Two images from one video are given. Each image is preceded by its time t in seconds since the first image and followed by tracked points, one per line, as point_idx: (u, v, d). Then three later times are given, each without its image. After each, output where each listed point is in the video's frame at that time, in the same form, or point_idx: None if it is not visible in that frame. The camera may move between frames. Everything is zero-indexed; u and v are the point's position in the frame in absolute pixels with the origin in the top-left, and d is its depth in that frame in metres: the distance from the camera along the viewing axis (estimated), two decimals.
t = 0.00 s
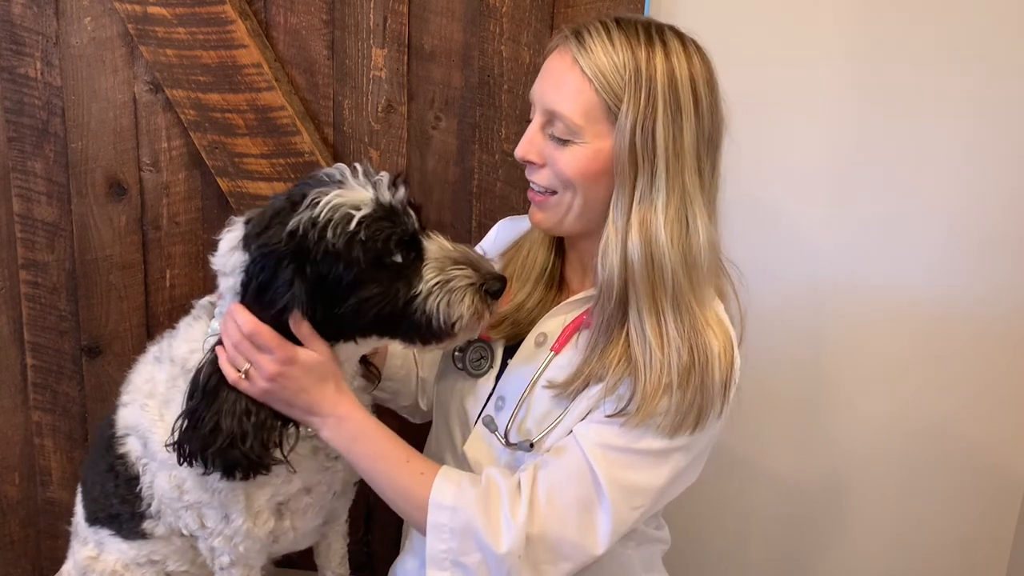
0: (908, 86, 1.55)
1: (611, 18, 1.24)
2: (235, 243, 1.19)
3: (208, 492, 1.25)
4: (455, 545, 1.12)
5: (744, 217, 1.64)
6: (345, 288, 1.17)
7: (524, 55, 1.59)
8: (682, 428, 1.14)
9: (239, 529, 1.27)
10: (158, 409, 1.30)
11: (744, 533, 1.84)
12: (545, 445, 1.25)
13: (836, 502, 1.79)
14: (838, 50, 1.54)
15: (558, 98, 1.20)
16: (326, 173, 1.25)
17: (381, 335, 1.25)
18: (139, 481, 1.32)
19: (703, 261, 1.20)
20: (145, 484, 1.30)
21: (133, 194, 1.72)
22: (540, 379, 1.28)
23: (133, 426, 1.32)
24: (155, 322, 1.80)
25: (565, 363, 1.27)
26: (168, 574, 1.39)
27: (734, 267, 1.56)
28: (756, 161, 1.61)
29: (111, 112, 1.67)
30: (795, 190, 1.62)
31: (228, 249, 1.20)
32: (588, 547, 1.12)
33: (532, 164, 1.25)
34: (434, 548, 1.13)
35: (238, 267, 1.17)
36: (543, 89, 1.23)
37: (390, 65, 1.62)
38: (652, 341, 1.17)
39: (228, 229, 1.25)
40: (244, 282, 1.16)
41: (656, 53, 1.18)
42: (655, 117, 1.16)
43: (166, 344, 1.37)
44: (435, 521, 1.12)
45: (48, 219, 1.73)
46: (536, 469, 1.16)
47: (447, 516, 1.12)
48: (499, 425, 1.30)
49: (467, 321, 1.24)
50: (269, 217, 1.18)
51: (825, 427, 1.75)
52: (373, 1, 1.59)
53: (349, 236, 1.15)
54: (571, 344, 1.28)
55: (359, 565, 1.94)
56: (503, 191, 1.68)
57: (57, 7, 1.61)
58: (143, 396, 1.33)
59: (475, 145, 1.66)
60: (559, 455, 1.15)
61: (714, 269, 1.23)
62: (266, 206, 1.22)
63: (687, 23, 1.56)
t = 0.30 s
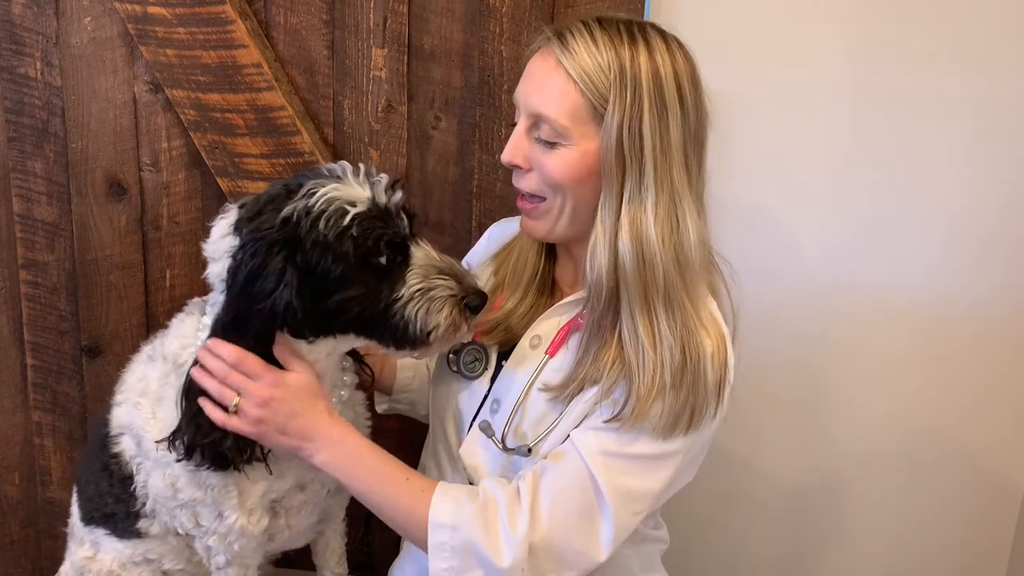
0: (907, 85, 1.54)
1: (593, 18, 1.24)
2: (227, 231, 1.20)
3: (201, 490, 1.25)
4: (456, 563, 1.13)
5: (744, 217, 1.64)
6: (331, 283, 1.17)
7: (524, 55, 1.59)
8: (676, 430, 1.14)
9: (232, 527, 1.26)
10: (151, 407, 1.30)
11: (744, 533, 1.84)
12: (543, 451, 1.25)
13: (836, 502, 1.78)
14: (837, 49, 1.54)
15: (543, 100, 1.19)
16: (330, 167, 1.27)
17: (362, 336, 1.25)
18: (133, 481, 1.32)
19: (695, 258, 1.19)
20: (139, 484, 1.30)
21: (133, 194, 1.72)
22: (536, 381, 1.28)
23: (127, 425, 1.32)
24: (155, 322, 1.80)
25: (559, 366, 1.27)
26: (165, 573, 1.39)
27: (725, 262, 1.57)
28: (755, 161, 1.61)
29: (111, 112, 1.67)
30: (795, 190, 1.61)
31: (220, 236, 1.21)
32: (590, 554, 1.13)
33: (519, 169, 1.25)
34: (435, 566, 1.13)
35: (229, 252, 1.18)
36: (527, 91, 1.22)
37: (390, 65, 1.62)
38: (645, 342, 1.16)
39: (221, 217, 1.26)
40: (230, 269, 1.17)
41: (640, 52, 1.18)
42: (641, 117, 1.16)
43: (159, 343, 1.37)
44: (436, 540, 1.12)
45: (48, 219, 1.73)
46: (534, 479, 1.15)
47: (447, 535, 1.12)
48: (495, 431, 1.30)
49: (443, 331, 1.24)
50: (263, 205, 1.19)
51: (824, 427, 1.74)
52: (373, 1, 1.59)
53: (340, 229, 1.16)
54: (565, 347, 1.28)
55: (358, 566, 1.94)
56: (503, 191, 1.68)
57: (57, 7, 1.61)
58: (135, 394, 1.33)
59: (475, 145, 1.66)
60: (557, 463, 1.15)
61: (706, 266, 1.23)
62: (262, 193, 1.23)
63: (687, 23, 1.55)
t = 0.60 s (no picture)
0: (906, 84, 1.54)
1: (575, 23, 1.22)
2: (238, 227, 1.22)
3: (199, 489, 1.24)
4: None
5: (745, 217, 1.63)
6: (347, 292, 1.20)
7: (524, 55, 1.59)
8: (676, 431, 1.14)
9: (230, 526, 1.26)
10: (149, 405, 1.30)
11: (743, 534, 1.83)
12: (544, 455, 1.25)
13: (837, 502, 1.78)
14: (837, 48, 1.53)
15: (532, 111, 1.18)
16: (353, 175, 1.29)
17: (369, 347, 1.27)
18: (130, 480, 1.32)
19: (691, 254, 1.18)
20: (137, 483, 1.30)
21: (133, 194, 1.72)
22: (538, 386, 1.27)
23: (124, 425, 1.32)
24: (155, 322, 1.80)
25: (562, 369, 1.26)
26: (162, 573, 1.39)
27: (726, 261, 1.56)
28: (755, 162, 1.60)
29: (111, 112, 1.67)
30: (794, 189, 1.61)
31: (231, 232, 1.23)
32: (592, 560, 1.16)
33: (521, 180, 1.25)
34: None
35: (240, 248, 1.20)
36: (518, 104, 1.21)
37: (390, 65, 1.62)
38: (642, 343, 1.16)
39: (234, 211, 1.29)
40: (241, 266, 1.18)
41: (623, 51, 1.16)
42: (630, 117, 1.14)
43: (157, 341, 1.37)
44: (437, 567, 1.15)
45: (48, 219, 1.73)
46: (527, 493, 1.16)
47: (446, 561, 1.14)
48: (498, 432, 1.30)
49: (443, 350, 1.26)
50: (282, 203, 1.21)
51: (825, 428, 1.74)
52: (373, 1, 1.59)
53: (359, 237, 1.18)
54: (568, 350, 1.27)
55: (359, 566, 1.94)
56: (503, 191, 1.67)
57: (57, 7, 1.61)
58: (133, 393, 1.33)
59: (475, 145, 1.66)
60: (560, 467, 1.16)
61: (705, 265, 1.21)
62: (279, 193, 1.24)
63: (687, 22, 1.55)
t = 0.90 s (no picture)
0: (905, 84, 1.54)
1: (569, 30, 1.22)
2: (247, 228, 1.22)
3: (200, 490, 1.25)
4: None
5: (745, 217, 1.63)
6: (357, 298, 1.20)
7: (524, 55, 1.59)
8: (681, 434, 1.14)
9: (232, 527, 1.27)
10: (149, 405, 1.30)
11: (743, 534, 1.83)
12: (552, 455, 1.25)
13: (837, 503, 1.78)
14: (837, 48, 1.53)
15: (531, 120, 1.18)
16: (365, 180, 1.29)
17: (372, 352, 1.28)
18: (130, 480, 1.32)
19: (693, 256, 1.17)
20: (136, 484, 1.30)
21: (133, 194, 1.72)
22: (546, 384, 1.27)
23: (123, 425, 1.32)
24: (155, 322, 1.80)
25: (570, 370, 1.26)
26: (161, 573, 1.39)
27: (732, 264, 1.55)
28: (755, 162, 1.60)
29: (112, 112, 1.67)
30: (794, 190, 1.61)
31: (239, 232, 1.22)
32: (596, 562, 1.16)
33: (528, 189, 1.25)
34: None
35: (250, 248, 1.20)
36: (517, 115, 1.22)
37: (390, 65, 1.62)
38: (647, 346, 1.15)
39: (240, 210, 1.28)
40: (253, 266, 1.17)
41: (618, 55, 1.15)
42: (627, 122, 1.14)
43: (157, 341, 1.37)
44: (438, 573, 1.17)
45: (48, 219, 1.73)
46: (524, 497, 1.17)
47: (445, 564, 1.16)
48: (504, 433, 1.29)
49: (446, 358, 1.28)
50: (294, 207, 1.20)
51: (825, 428, 1.74)
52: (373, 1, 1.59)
53: (371, 244, 1.19)
54: (575, 351, 1.27)
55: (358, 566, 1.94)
56: (503, 191, 1.67)
57: (57, 7, 1.61)
58: (132, 393, 1.32)
59: (475, 145, 1.66)
60: (569, 469, 1.16)
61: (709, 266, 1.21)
62: (289, 195, 1.24)
63: (686, 22, 1.55)
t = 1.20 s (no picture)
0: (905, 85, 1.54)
1: (570, 29, 1.22)
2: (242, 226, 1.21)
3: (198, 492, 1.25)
4: None
5: (745, 217, 1.63)
6: (350, 298, 1.21)
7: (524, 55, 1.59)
8: (683, 436, 1.14)
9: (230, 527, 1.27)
10: (147, 406, 1.29)
11: (743, 535, 1.83)
12: (557, 457, 1.25)
13: (837, 503, 1.78)
14: (837, 48, 1.53)
15: (530, 120, 1.18)
16: (361, 179, 1.29)
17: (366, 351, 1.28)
18: (128, 480, 1.31)
19: (693, 259, 1.17)
20: (135, 484, 1.30)
21: (133, 194, 1.72)
22: (549, 386, 1.27)
23: (122, 425, 1.31)
24: (155, 322, 1.80)
25: (573, 371, 1.26)
26: (160, 573, 1.39)
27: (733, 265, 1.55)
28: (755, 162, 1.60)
29: (112, 112, 1.67)
30: (795, 190, 1.61)
31: (235, 230, 1.22)
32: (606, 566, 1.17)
33: (525, 189, 1.25)
34: None
35: (245, 245, 1.19)
36: (517, 113, 1.21)
37: (390, 65, 1.62)
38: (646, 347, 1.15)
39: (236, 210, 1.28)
40: (247, 261, 1.16)
41: (619, 56, 1.15)
42: (626, 123, 1.14)
43: (154, 342, 1.37)
44: None
45: (48, 219, 1.73)
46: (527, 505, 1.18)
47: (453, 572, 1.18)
48: (508, 434, 1.29)
49: (438, 360, 1.28)
50: (291, 204, 1.20)
51: (825, 429, 1.73)
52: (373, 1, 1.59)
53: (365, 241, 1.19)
54: (577, 353, 1.27)
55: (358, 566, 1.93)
56: (503, 191, 1.67)
57: (57, 7, 1.61)
58: (130, 393, 1.32)
59: (475, 145, 1.66)
60: (576, 472, 1.17)
61: (709, 268, 1.21)
62: (286, 192, 1.24)
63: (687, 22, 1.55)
